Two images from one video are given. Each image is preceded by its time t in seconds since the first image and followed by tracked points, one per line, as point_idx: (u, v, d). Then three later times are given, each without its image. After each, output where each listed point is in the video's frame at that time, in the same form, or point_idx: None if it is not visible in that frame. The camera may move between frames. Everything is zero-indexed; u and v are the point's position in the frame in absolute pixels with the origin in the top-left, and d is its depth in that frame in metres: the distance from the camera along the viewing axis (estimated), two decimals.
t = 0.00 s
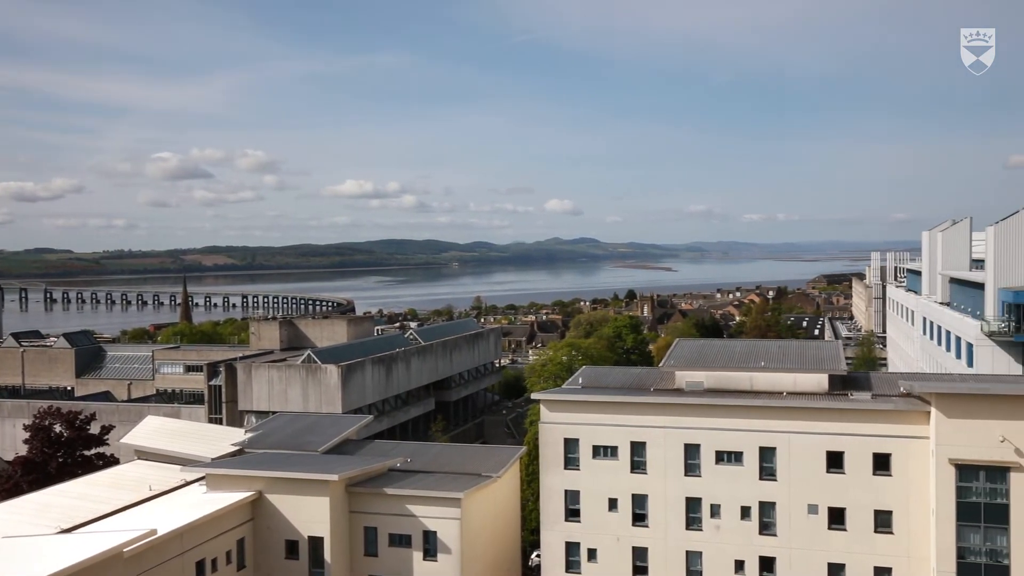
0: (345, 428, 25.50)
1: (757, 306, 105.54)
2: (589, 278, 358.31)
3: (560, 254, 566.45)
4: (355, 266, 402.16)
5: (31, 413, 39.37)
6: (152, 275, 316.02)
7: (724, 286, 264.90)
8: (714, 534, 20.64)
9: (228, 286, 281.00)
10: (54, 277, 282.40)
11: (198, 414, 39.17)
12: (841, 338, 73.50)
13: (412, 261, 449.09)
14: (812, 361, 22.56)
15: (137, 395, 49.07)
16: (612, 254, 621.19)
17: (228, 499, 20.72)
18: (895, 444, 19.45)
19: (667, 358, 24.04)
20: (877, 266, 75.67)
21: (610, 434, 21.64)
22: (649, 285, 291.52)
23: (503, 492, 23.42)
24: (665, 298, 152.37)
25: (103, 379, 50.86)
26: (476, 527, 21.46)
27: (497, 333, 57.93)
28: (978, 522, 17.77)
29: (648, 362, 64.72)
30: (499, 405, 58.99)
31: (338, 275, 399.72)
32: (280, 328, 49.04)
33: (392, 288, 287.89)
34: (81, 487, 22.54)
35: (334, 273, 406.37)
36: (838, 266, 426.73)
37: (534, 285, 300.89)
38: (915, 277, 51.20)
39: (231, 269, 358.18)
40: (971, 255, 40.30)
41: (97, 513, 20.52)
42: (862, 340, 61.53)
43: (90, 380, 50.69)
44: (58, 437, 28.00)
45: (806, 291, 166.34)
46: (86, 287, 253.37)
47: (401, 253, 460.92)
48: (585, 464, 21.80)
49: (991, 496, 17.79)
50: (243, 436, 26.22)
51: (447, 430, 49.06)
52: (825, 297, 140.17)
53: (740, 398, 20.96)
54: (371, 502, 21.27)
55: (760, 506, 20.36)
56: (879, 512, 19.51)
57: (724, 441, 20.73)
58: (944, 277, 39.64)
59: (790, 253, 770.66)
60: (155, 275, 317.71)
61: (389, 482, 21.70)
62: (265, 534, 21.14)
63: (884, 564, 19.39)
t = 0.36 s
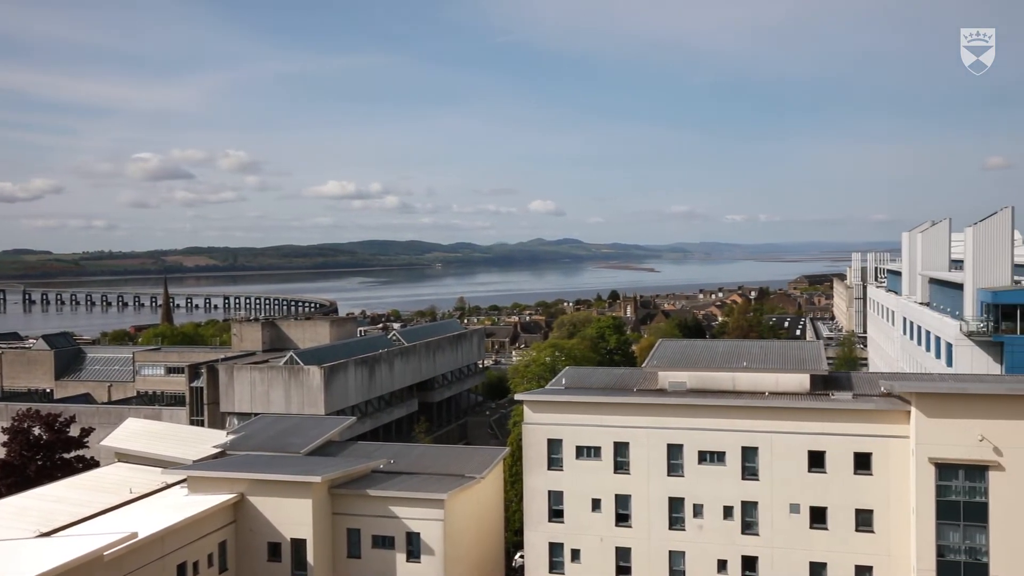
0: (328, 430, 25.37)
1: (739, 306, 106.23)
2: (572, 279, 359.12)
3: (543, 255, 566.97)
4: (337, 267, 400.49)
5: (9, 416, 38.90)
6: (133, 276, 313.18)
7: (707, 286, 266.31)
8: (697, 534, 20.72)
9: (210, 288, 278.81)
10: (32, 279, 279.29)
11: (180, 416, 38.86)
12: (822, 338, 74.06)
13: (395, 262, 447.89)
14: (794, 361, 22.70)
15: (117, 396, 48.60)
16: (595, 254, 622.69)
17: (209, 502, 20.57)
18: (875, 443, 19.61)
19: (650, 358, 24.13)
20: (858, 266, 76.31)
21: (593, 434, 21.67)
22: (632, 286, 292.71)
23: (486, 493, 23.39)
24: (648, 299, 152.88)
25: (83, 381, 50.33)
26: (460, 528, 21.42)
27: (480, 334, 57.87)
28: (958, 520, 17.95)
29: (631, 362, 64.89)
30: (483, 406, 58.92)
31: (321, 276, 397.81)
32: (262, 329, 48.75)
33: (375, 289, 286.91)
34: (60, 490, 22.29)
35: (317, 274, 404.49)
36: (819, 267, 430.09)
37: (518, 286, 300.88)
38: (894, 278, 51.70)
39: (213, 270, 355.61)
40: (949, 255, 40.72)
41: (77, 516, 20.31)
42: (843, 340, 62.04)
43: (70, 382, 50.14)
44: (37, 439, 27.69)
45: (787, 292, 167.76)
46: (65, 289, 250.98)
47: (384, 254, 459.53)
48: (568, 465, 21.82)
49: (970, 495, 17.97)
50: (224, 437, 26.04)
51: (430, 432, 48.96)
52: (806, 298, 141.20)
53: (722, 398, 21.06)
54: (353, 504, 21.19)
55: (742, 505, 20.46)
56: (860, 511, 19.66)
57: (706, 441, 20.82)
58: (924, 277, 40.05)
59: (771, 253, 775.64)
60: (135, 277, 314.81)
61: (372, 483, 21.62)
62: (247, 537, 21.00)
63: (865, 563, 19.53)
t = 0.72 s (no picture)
0: (309, 431, 25.23)
1: (720, 306, 106.91)
2: (554, 279, 359.80)
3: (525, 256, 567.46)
4: (319, 268, 398.65)
5: None
6: (111, 277, 310.18)
7: (688, 287, 267.74)
8: (678, 533, 20.80)
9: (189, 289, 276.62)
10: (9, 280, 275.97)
11: (159, 418, 38.55)
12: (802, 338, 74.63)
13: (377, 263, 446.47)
14: (775, 361, 22.84)
15: (96, 399, 48.12)
16: (576, 255, 624.05)
17: (189, 504, 20.41)
18: (855, 443, 19.77)
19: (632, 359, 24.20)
20: (837, 267, 76.99)
21: (575, 435, 21.70)
22: (614, 287, 293.86)
23: (469, 495, 23.36)
24: (630, 299, 153.47)
25: (60, 383, 49.78)
26: (442, 529, 21.38)
27: (462, 335, 57.83)
28: (936, 518, 18.11)
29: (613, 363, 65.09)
30: (465, 407, 58.84)
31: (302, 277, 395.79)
32: (242, 330, 48.44)
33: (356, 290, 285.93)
34: (37, 493, 22.03)
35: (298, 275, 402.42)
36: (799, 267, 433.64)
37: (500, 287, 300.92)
38: (873, 278, 52.16)
39: (193, 271, 352.82)
40: (927, 256, 41.15)
41: (55, 520, 20.09)
42: (823, 340, 62.59)
43: (47, 385, 49.57)
44: (14, 442, 27.35)
45: (767, 292, 169.16)
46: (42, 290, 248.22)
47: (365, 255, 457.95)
48: (550, 466, 21.83)
49: (948, 493, 18.14)
50: (204, 439, 25.83)
51: (412, 433, 48.85)
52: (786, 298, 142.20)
53: (703, 399, 21.15)
54: (335, 506, 21.10)
55: (723, 505, 20.56)
56: (839, 510, 19.81)
57: (687, 441, 20.90)
58: (902, 278, 40.47)
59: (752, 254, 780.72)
60: (113, 278, 311.80)
61: (354, 485, 21.53)
62: (227, 539, 20.85)
63: (845, 561, 19.68)
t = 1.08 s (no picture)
0: (291, 433, 25.07)
1: (702, 306, 107.44)
2: (536, 279, 360.36)
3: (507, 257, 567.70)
4: (300, 269, 396.60)
5: None
6: (89, 278, 306.98)
7: (670, 287, 269.05)
8: (660, 533, 20.86)
9: (169, 290, 274.35)
10: None
11: (139, 420, 38.19)
12: (783, 338, 75.20)
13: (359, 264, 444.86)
14: (756, 361, 22.95)
15: (74, 400, 47.62)
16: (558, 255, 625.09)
17: (169, 506, 20.23)
18: (835, 441, 19.92)
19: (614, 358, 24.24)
20: (817, 267, 77.60)
21: (557, 435, 21.72)
22: (596, 287, 294.73)
23: (451, 495, 23.31)
24: (612, 300, 153.89)
25: (38, 385, 49.20)
26: (424, 530, 21.30)
27: (444, 335, 57.72)
28: (915, 517, 18.29)
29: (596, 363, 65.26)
30: (447, 408, 58.74)
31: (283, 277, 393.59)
32: (223, 330, 48.09)
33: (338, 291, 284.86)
34: (14, 496, 21.74)
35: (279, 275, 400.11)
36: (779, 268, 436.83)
37: (483, 287, 300.96)
38: (853, 278, 52.58)
39: (172, 272, 349.90)
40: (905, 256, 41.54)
41: (33, 523, 19.85)
42: (803, 340, 63.06)
43: (24, 387, 48.97)
44: None
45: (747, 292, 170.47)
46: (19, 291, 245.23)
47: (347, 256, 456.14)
48: (533, 466, 21.84)
49: (927, 492, 18.31)
50: (185, 441, 25.61)
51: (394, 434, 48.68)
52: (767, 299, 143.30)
53: (684, 399, 21.23)
54: (317, 507, 20.98)
55: (705, 505, 20.65)
56: (820, 508, 19.95)
57: (669, 441, 20.97)
58: (881, 278, 40.84)
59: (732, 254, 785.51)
60: (92, 278, 308.61)
61: (336, 486, 21.42)
62: (208, 541, 20.68)
63: (825, 560, 19.83)
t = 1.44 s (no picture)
0: (273, 434, 24.93)
1: (684, 307, 107.99)
2: (520, 280, 360.56)
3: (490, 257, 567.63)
4: (282, 269, 394.61)
5: None
6: (68, 278, 303.85)
7: (654, 288, 270.14)
8: (643, 533, 20.92)
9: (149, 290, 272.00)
10: None
11: (119, 421, 37.86)
12: (765, 339, 75.71)
13: (342, 264, 443.20)
14: (738, 361, 23.07)
15: (53, 402, 47.13)
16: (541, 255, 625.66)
17: (150, 509, 20.05)
18: (816, 441, 20.05)
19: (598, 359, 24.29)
20: (799, 267, 78.15)
21: (540, 435, 21.72)
22: (580, 287, 295.41)
23: (434, 496, 23.25)
24: (595, 300, 154.26)
25: (16, 387, 48.62)
26: (407, 531, 21.23)
27: (427, 336, 57.59)
28: (895, 515, 18.45)
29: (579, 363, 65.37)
30: (430, 408, 58.67)
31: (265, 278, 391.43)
32: (205, 331, 47.74)
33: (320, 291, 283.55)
34: None
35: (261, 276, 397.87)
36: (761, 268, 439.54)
37: (466, 288, 300.57)
38: (834, 278, 53.00)
39: (153, 272, 347.05)
40: (885, 257, 41.91)
41: (11, 526, 19.61)
42: (785, 339, 63.46)
43: (3, 389, 48.39)
44: None
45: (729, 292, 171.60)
46: None
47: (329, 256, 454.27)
48: (516, 466, 21.82)
49: (907, 490, 18.47)
50: (165, 443, 25.40)
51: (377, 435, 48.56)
52: (749, 299, 144.15)
53: (668, 399, 21.29)
54: (299, 509, 20.87)
55: (687, 504, 20.72)
56: (801, 507, 20.08)
57: (652, 441, 21.03)
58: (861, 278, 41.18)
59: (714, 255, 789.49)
60: (70, 279, 305.47)
61: (318, 487, 21.31)
62: (189, 544, 20.52)
63: (806, 558, 19.95)
